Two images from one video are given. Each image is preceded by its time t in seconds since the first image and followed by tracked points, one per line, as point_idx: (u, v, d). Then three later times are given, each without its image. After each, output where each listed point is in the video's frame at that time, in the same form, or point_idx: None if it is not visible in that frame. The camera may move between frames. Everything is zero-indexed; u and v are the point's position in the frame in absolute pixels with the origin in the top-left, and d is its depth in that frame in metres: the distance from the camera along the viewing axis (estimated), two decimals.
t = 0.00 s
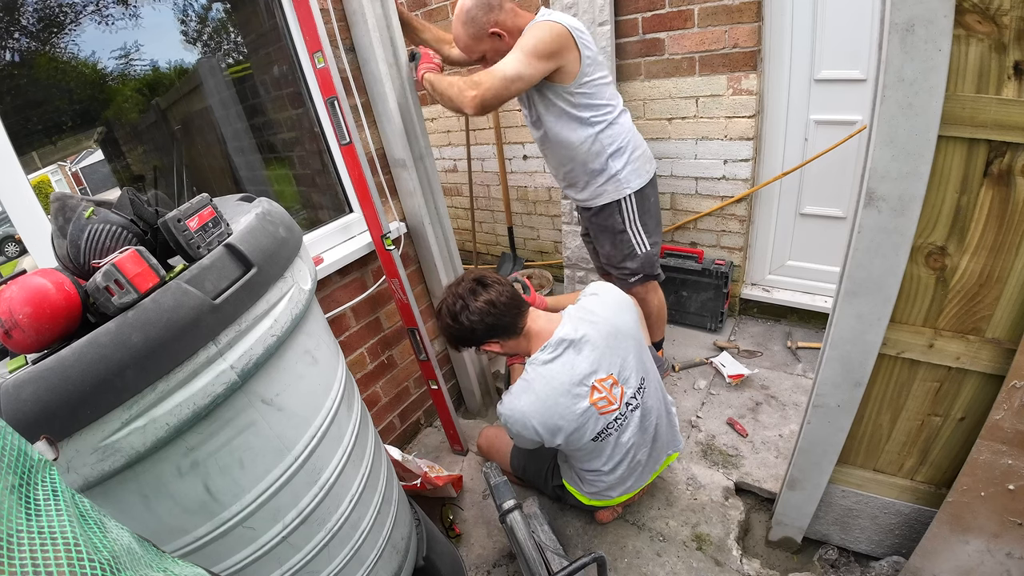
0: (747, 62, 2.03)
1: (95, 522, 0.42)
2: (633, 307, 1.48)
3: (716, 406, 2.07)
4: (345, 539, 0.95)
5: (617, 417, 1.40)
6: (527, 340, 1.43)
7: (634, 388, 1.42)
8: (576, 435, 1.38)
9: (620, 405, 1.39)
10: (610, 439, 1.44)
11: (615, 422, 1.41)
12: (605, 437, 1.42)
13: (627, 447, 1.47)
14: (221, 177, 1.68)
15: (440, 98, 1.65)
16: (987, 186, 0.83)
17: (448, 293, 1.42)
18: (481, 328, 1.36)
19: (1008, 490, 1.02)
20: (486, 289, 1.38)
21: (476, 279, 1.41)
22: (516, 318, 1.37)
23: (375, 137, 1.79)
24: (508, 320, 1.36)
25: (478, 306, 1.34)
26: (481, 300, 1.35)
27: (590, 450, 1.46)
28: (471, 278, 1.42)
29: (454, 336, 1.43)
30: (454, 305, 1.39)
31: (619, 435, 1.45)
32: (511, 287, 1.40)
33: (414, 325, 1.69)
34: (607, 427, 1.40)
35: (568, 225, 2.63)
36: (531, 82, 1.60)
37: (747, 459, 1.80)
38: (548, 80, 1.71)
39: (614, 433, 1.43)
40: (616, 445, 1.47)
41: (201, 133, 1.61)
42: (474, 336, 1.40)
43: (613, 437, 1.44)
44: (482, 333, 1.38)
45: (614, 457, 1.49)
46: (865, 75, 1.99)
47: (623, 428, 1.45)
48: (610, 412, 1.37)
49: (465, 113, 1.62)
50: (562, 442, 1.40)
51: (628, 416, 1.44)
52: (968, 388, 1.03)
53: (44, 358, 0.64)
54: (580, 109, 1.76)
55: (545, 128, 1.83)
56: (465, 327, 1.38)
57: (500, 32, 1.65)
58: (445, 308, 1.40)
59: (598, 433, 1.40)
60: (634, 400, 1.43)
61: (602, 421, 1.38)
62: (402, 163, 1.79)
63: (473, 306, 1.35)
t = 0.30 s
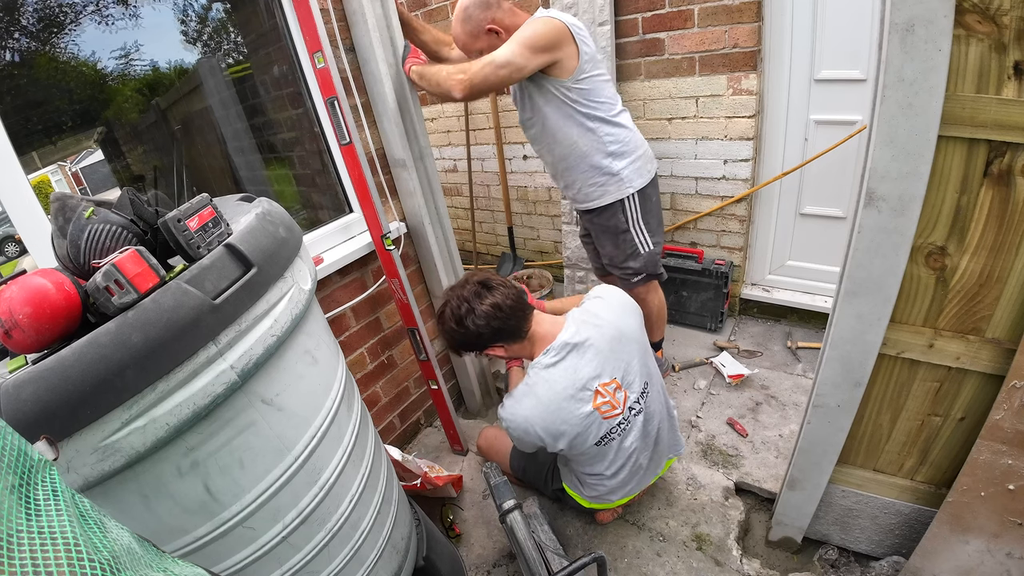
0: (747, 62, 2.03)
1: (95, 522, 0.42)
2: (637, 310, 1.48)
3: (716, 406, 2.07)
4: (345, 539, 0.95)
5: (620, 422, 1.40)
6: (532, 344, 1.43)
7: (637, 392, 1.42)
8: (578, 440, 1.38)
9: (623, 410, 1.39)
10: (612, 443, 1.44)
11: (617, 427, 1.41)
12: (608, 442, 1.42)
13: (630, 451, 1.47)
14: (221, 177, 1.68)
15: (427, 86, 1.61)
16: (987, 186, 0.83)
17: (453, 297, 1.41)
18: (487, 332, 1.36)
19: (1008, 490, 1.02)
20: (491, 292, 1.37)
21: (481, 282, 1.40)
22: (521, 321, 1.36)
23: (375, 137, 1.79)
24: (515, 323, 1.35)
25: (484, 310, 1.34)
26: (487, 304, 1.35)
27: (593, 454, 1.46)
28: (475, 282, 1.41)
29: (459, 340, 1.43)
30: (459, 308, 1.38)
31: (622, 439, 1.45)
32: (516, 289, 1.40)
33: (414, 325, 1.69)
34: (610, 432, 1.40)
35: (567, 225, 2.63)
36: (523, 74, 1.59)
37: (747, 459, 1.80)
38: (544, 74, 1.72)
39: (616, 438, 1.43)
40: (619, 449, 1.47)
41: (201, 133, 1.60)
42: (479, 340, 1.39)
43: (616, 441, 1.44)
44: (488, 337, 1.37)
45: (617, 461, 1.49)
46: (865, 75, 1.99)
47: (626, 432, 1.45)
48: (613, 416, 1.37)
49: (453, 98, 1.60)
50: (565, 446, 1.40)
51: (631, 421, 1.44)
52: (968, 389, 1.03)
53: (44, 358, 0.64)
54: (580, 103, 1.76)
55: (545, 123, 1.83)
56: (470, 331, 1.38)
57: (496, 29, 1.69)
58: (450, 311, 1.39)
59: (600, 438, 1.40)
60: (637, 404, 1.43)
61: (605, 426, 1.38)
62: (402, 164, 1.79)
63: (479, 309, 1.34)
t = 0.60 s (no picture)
0: (747, 62, 2.03)
1: (95, 522, 0.42)
2: (635, 310, 1.48)
3: (716, 406, 2.07)
4: (345, 539, 0.95)
5: (615, 420, 1.40)
6: (529, 339, 1.43)
7: (633, 391, 1.42)
8: (573, 437, 1.38)
9: (619, 408, 1.39)
10: (608, 441, 1.43)
11: (613, 425, 1.41)
12: (602, 440, 1.42)
13: (625, 451, 1.47)
14: (221, 177, 1.68)
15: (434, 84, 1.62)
16: (987, 186, 0.83)
17: (453, 290, 1.40)
18: (486, 326, 1.36)
19: (1008, 490, 1.02)
20: (490, 287, 1.37)
21: (481, 277, 1.40)
22: (520, 318, 1.36)
23: (375, 137, 1.79)
24: (513, 320, 1.35)
25: (483, 304, 1.33)
26: (486, 298, 1.34)
27: (588, 453, 1.46)
28: (475, 276, 1.40)
29: (457, 333, 1.43)
30: (458, 302, 1.38)
31: (617, 438, 1.45)
32: (517, 285, 1.40)
33: (414, 325, 1.69)
34: (605, 430, 1.40)
35: (567, 226, 2.64)
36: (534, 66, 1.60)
37: (748, 459, 1.80)
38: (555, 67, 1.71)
39: (612, 436, 1.43)
40: (614, 448, 1.46)
41: (201, 133, 1.61)
42: (478, 334, 1.39)
43: (611, 440, 1.44)
44: (486, 331, 1.37)
45: (612, 460, 1.48)
46: (865, 75, 1.99)
47: (622, 431, 1.45)
48: (608, 414, 1.37)
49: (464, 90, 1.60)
50: (560, 443, 1.40)
51: (627, 419, 1.44)
52: (968, 388, 1.03)
53: (44, 358, 0.64)
54: (590, 97, 1.76)
55: (554, 117, 1.82)
56: (469, 325, 1.38)
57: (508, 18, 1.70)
58: (449, 305, 1.39)
59: (595, 436, 1.40)
60: (633, 403, 1.43)
61: (601, 423, 1.38)
62: (402, 164, 1.79)
63: (478, 304, 1.34)
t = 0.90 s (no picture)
0: (747, 62, 2.03)
1: (95, 522, 0.42)
2: (637, 308, 1.48)
3: (716, 406, 2.07)
4: (345, 539, 0.95)
5: (620, 417, 1.40)
6: (534, 337, 1.42)
7: (637, 387, 1.42)
8: (579, 434, 1.38)
9: (624, 405, 1.39)
10: (612, 438, 1.43)
11: (618, 422, 1.41)
12: (608, 437, 1.42)
13: (629, 448, 1.47)
14: (221, 177, 1.68)
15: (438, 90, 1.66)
16: (987, 186, 0.83)
17: (458, 287, 1.40)
18: (491, 324, 1.35)
19: (1008, 490, 1.02)
20: (496, 284, 1.36)
21: (486, 275, 1.39)
22: (525, 316, 1.36)
23: (375, 137, 1.79)
24: (518, 317, 1.35)
25: (489, 302, 1.33)
26: (492, 295, 1.34)
27: (592, 450, 1.46)
28: (481, 273, 1.40)
29: (462, 331, 1.42)
30: (464, 299, 1.37)
31: (621, 435, 1.45)
32: (522, 283, 1.40)
33: (414, 325, 1.69)
34: (610, 427, 1.40)
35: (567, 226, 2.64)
36: (540, 73, 1.62)
37: (747, 459, 1.80)
38: (560, 71, 1.72)
39: (616, 433, 1.43)
40: (618, 446, 1.46)
41: (201, 133, 1.61)
42: (484, 332, 1.39)
43: (616, 437, 1.44)
44: (492, 329, 1.37)
45: (616, 458, 1.48)
46: (865, 75, 1.99)
47: (626, 428, 1.45)
48: (614, 411, 1.37)
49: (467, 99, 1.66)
50: (565, 441, 1.40)
51: (631, 417, 1.44)
52: (968, 388, 1.03)
53: (44, 358, 0.64)
54: (596, 101, 1.76)
55: (560, 120, 1.83)
56: (475, 323, 1.37)
57: (518, 12, 1.71)
58: (455, 302, 1.39)
59: (601, 433, 1.40)
60: (638, 400, 1.43)
61: (606, 421, 1.38)
62: (402, 164, 1.78)
63: (484, 301, 1.33)
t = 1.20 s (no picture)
0: (747, 62, 2.03)
1: (95, 522, 0.42)
2: (636, 305, 1.48)
3: (716, 406, 2.07)
4: (345, 539, 0.95)
5: (621, 415, 1.40)
6: (536, 336, 1.42)
7: (637, 385, 1.42)
8: (579, 432, 1.38)
9: (624, 402, 1.39)
10: (613, 436, 1.43)
11: (618, 419, 1.41)
12: (608, 435, 1.42)
13: (628, 446, 1.47)
14: (221, 177, 1.68)
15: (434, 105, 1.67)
16: (987, 186, 0.83)
17: (460, 288, 1.40)
18: (494, 324, 1.35)
19: (1008, 490, 1.02)
20: (498, 284, 1.36)
21: (488, 274, 1.39)
22: (528, 315, 1.36)
23: (375, 137, 1.79)
24: (521, 316, 1.35)
25: (491, 302, 1.33)
26: (494, 295, 1.34)
27: (592, 448, 1.46)
28: (482, 273, 1.40)
29: (465, 331, 1.42)
30: (466, 300, 1.37)
31: (621, 432, 1.45)
32: (523, 282, 1.40)
33: (414, 325, 1.69)
34: (611, 424, 1.40)
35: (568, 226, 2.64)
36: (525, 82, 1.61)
37: (748, 459, 1.80)
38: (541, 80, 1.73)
39: (617, 431, 1.43)
40: (619, 443, 1.46)
41: (201, 133, 1.61)
42: (487, 332, 1.39)
43: (616, 435, 1.44)
44: (495, 329, 1.37)
45: (617, 456, 1.48)
46: (865, 75, 1.99)
47: (626, 426, 1.45)
48: (614, 408, 1.37)
49: (463, 113, 1.63)
50: (566, 439, 1.40)
51: (632, 414, 1.44)
52: (968, 388, 1.03)
53: (44, 358, 0.64)
54: (575, 107, 1.77)
55: (543, 126, 1.86)
56: (478, 323, 1.37)
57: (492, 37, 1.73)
58: (457, 303, 1.38)
59: (601, 431, 1.40)
60: (638, 397, 1.43)
61: (606, 418, 1.38)
62: (402, 164, 1.78)
63: (487, 301, 1.33)
